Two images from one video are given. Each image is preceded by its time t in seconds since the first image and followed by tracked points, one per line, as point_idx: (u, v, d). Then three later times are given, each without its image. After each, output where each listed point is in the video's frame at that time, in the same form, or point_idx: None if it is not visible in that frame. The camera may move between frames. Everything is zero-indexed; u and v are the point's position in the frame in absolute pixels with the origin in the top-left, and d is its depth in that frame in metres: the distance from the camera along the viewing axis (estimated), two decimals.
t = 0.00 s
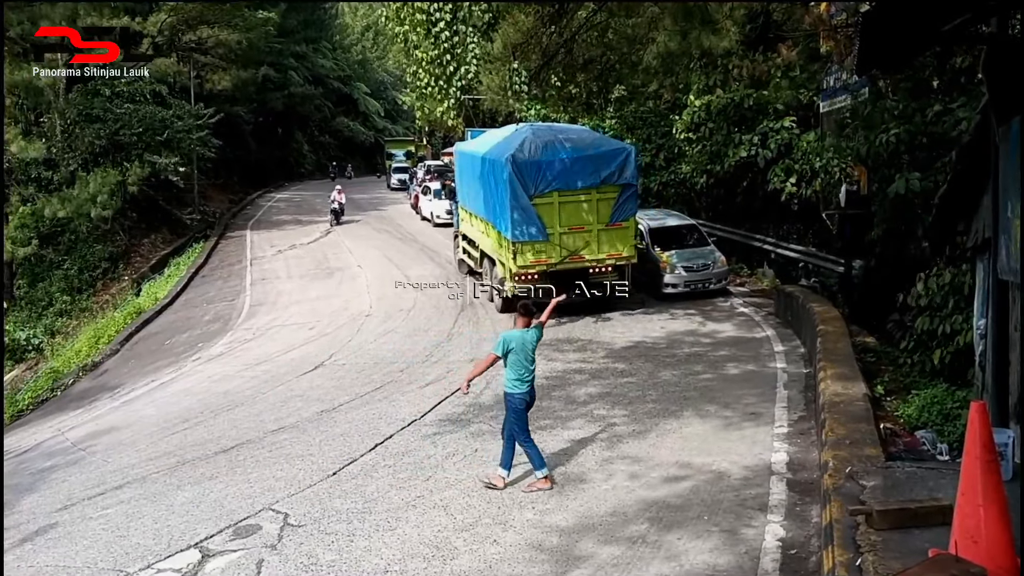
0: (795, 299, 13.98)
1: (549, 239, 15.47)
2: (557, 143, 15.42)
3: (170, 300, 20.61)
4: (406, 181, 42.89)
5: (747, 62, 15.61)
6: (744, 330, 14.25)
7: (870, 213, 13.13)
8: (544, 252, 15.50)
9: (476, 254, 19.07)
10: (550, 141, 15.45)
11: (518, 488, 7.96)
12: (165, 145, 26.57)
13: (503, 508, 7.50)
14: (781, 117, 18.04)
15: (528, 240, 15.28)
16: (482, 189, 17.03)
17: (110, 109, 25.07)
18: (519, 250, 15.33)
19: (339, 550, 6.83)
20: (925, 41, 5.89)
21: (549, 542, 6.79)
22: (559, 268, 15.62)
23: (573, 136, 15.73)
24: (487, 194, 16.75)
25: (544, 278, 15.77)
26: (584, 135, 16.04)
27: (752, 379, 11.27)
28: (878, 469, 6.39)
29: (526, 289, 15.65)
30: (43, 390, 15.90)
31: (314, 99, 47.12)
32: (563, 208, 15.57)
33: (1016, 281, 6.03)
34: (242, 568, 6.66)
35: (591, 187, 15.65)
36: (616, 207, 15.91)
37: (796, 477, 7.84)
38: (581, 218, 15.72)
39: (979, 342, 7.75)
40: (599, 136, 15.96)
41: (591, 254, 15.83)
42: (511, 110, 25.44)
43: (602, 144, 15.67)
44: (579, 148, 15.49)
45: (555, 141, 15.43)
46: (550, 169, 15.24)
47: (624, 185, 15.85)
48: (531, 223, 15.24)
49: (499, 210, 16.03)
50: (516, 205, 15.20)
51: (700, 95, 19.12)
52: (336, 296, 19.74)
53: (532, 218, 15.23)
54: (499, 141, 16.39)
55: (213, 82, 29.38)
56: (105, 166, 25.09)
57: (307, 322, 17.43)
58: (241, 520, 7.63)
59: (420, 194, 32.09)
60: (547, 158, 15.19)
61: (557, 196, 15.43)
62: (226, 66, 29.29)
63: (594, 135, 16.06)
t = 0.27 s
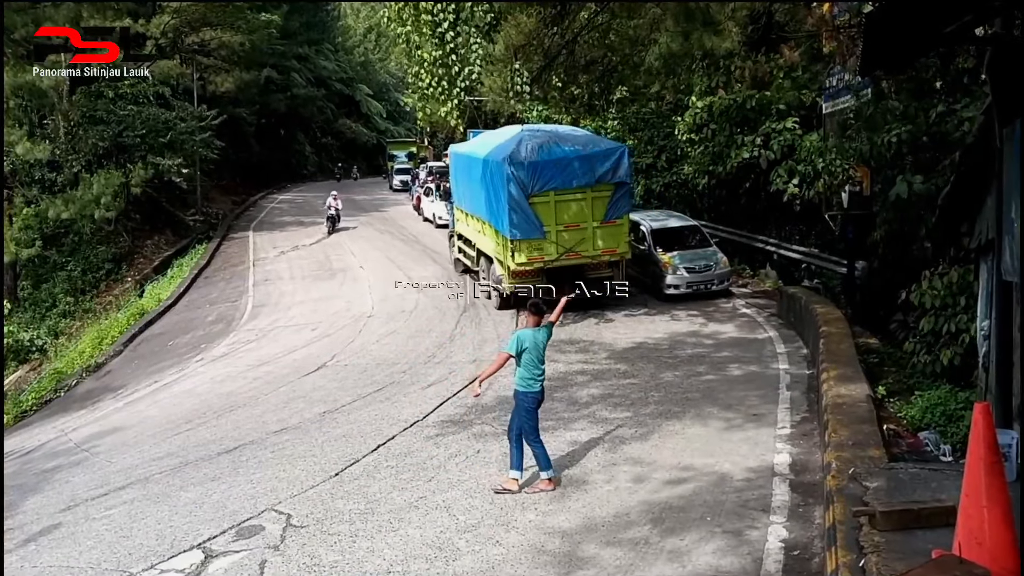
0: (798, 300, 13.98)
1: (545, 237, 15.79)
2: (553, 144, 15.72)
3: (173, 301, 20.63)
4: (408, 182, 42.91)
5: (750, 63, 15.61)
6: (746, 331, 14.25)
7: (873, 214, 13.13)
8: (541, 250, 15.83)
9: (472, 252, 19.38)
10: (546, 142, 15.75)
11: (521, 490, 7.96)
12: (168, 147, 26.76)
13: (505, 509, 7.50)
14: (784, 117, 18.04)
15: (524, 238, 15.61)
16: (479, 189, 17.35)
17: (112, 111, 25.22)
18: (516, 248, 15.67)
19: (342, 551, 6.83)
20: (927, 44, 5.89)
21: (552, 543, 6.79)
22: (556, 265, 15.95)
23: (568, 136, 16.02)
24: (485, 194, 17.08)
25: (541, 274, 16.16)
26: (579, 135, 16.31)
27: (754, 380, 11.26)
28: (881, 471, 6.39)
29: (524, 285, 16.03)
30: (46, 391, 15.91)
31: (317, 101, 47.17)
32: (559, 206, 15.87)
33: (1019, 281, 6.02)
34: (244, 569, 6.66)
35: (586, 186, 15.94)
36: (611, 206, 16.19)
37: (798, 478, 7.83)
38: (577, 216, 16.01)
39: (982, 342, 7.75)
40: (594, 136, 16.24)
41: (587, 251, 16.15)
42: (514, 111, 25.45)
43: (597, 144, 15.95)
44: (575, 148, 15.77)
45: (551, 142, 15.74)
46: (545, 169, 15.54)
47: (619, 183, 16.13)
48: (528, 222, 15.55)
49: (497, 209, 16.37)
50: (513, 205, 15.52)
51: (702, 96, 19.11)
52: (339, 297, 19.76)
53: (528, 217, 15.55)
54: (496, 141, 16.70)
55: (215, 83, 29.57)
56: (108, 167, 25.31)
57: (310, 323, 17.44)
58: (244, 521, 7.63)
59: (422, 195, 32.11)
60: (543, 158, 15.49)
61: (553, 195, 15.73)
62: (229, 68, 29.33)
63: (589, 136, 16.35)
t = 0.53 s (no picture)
0: (800, 301, 13.98)
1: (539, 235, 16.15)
2: (546, 145, 16.00)
3: (175, 302, 20.67)
4: (410, 184, 42.93)
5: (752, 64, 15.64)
6: (748, 332, 14.26)
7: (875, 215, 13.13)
8: (535, 248, 16.21)
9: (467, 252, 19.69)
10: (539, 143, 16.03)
11: (522, 490, 7.96)
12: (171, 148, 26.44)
13: (508, 510, 7.50)
14: (786, 119, 18.04)
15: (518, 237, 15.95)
16: (473, 189, 17.64)
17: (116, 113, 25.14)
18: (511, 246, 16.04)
19: (344, 552, 6.83)
20: (931, 47, 5.89)
21: (555, 543, 6.80)
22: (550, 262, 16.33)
23: (561, 137, 16.32)
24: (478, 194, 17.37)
25: (536, 271, 16.54)
26: (570, 135, 16.63)
27: (756, 381, 11.26)
28: (884, 472, 6.38)
29: (519, 282, 16.41)
30: (49, 391, 15.93)
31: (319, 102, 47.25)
32: (552, 206, 16.20)
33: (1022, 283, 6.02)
34: (246, 569, 6.67)
35: (578, 185, 16.28)
36: (603, 204, 16.54)
37: (801, 479, 7.83)
38: (569, 215, 16.36)
39: (985, 343, 7.75)
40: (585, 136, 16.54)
41: (580, 247, 16.51)
42: (516, 112, 25.50)
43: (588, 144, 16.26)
44: (567, 149, 16.08)
45: (544, 143, 16.02)
46: (539, 170, 15.85)
47: (610, 182, 16.47)
48: (522, 221, 15.89)
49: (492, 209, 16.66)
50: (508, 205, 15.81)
51: (704, 97, 19.13)
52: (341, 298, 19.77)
53: (522, 217, 15.87)
54: (489, 142, 17.00)
55: (218, 84, 29.65)
56: (111, 169, 24.99)
57: (312, 323, 17.46)
58: (245, 521, 7.62)
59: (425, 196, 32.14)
60: (536, 159, 15.79)
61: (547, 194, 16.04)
62: (231, 69, 29.38)
63: (580, 136, 16.65)
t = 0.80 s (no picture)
0: (801, 301, 13.97)
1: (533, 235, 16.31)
2: (538, 146, 16.10)
3: (178, 302, 20.69)
4: (412, 184, 42.91)
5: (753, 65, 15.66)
6: (749, 332, 14.27)
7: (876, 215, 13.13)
8: (529, 247, 16.40)
9: (465, 251, 19.90)
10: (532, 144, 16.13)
11: (524, 491, 7.96)
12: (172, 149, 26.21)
13: (510, 510, 7.51)
14: (787, 119, 18.02)
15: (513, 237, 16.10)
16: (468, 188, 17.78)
17: (118, 114, 25.14)
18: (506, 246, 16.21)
19: (346, 552, 6.84)
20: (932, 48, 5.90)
21: (558, 543, 6.81)
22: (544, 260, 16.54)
23: (553, 137, 16.42)
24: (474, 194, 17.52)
25: (531, 269, 16.79)
26: (562, 135, 16.73)
27: (758, 382, 11.27)
28: (886, 472, 6.39)
29: (514, 280, 16.65)
30: (51, 392, 15.95)
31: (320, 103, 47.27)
32: (546, 205, 16.33)
33: None
34: (249, 569, 6.68)
35: (572, 185, 16.38)
36: (596, 203, 16.67)
37: (803, 479, 7.83)
38: (563, 214, 16.49)
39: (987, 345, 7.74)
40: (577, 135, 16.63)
41: (573, 245, 16.70)
42: (517, 113, 25.50)
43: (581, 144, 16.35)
44: (560, 149, 16.18)
45: (537, 144, 16.13)
46: (532, 170, 15.96)
47: (603, 181, 16.59)
48: (517, 222, 16.02)
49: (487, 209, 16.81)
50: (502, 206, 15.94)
51: (706, 99, 19.14)
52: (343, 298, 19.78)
53: (517, 218, 16.00)
54: (483, 143, 17.12)
55: (220, 85, 29.69)
56: (113, 170, 25.10)
57: (314, 324, 17.48)
58: (248, 522, 7.63)
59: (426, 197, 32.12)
60: (529, 160, 15.89)
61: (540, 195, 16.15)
62: (233, 70, 29.42)
63: (573, 135, 16.75)
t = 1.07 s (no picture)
0: (802, 302, 13.96)
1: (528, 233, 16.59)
2: (531, 146, 16.40)
3: (180, 302, 20.72)
4: (413, 185, 42.90)
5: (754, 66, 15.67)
6: (751, 333, 14.27)
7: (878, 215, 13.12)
8: (525, 245, 16.66)
9: (461, 250, 20.11)
10: (526, 144, 16.43)
11: (526, 491, 7.97)
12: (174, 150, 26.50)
13: (512, 510, 7.51)
14: (789, 120, 17.99)
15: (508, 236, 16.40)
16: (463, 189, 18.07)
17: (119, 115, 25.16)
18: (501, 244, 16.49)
19: (348, 552, 6.84)
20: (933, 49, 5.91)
21: (560, 543, 6.81)
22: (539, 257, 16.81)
23: (546, 138, 16.72)
24: (470, 193, 17.81)
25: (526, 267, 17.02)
26: (554, 135, 17.03)
27: (759, 382, 11.27)
28: (887, 472, 6.39)
29: (511, 278, 16.89)
30: (53, 392, 15.96)
31: (322, 104, 47.30)
32: (540, 204, 16.62)
33: None
34: (250, 570, 6.68)
35: (564, 184, 16.69)
36: (588, 201, 16.98)
37: (805, 480, 7.82)
38: (557, 212, 16.79)
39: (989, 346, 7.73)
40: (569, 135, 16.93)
41: (567, 242, 16.98)
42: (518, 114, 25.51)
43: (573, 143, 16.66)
44: (552, 149, 16.48)
45: (530, 144, 16.42)
46: (525, 170, 16.26)
47: (595, 180, 16.92)
48: (512, 220, 16.32)
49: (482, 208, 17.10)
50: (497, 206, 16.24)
51: (707, 100, 19.10)
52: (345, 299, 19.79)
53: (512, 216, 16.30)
54: (478, 144, 17.41)
55: (221, 85, 29.73)
56: (114, 170, 25.17)
57: (315, 324, 17.49)
58: (250, 522, 7.64)
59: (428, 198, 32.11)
60: (523, 160, 16.19)
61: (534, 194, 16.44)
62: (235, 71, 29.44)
63: (564, 135, 17.05)
